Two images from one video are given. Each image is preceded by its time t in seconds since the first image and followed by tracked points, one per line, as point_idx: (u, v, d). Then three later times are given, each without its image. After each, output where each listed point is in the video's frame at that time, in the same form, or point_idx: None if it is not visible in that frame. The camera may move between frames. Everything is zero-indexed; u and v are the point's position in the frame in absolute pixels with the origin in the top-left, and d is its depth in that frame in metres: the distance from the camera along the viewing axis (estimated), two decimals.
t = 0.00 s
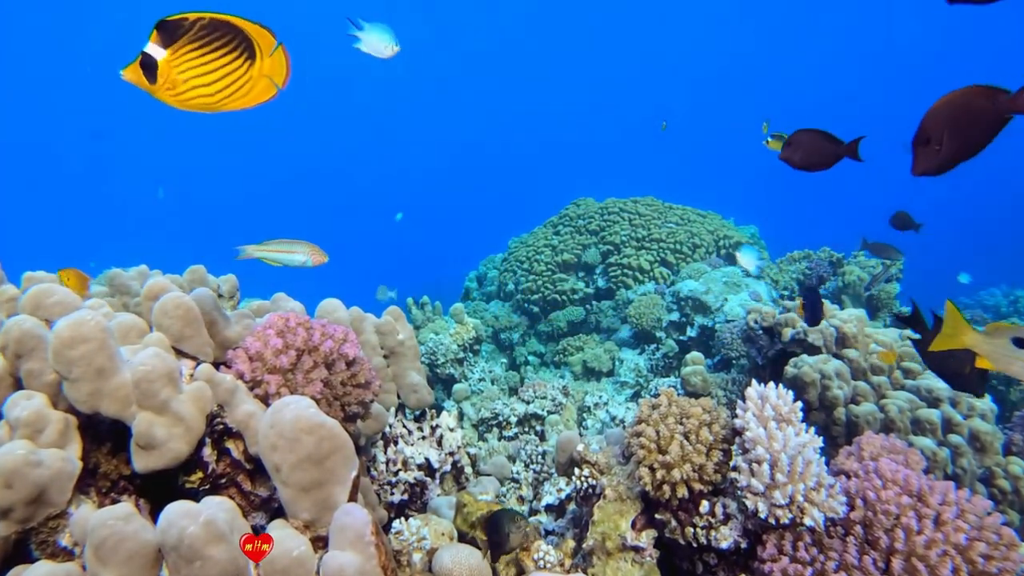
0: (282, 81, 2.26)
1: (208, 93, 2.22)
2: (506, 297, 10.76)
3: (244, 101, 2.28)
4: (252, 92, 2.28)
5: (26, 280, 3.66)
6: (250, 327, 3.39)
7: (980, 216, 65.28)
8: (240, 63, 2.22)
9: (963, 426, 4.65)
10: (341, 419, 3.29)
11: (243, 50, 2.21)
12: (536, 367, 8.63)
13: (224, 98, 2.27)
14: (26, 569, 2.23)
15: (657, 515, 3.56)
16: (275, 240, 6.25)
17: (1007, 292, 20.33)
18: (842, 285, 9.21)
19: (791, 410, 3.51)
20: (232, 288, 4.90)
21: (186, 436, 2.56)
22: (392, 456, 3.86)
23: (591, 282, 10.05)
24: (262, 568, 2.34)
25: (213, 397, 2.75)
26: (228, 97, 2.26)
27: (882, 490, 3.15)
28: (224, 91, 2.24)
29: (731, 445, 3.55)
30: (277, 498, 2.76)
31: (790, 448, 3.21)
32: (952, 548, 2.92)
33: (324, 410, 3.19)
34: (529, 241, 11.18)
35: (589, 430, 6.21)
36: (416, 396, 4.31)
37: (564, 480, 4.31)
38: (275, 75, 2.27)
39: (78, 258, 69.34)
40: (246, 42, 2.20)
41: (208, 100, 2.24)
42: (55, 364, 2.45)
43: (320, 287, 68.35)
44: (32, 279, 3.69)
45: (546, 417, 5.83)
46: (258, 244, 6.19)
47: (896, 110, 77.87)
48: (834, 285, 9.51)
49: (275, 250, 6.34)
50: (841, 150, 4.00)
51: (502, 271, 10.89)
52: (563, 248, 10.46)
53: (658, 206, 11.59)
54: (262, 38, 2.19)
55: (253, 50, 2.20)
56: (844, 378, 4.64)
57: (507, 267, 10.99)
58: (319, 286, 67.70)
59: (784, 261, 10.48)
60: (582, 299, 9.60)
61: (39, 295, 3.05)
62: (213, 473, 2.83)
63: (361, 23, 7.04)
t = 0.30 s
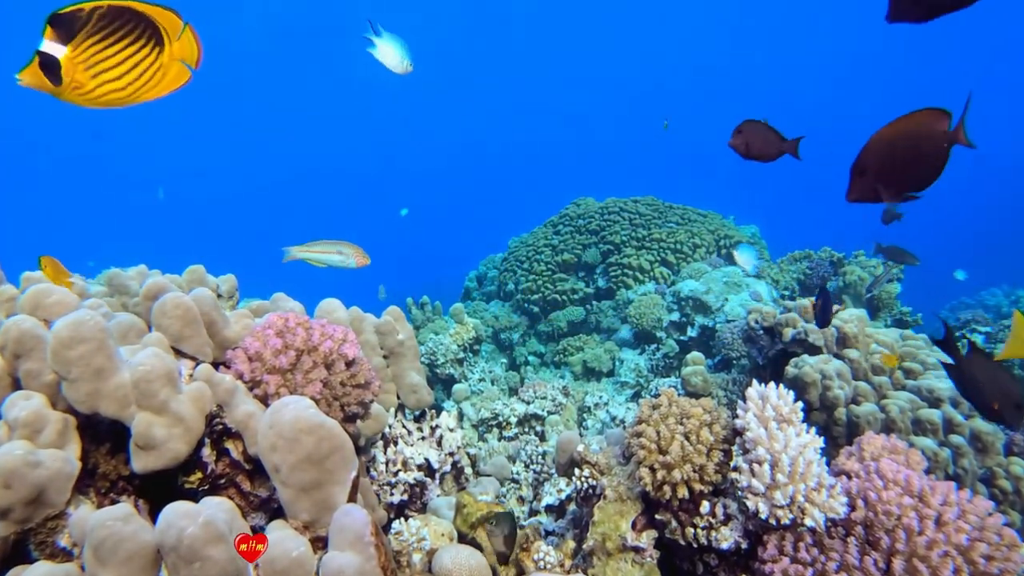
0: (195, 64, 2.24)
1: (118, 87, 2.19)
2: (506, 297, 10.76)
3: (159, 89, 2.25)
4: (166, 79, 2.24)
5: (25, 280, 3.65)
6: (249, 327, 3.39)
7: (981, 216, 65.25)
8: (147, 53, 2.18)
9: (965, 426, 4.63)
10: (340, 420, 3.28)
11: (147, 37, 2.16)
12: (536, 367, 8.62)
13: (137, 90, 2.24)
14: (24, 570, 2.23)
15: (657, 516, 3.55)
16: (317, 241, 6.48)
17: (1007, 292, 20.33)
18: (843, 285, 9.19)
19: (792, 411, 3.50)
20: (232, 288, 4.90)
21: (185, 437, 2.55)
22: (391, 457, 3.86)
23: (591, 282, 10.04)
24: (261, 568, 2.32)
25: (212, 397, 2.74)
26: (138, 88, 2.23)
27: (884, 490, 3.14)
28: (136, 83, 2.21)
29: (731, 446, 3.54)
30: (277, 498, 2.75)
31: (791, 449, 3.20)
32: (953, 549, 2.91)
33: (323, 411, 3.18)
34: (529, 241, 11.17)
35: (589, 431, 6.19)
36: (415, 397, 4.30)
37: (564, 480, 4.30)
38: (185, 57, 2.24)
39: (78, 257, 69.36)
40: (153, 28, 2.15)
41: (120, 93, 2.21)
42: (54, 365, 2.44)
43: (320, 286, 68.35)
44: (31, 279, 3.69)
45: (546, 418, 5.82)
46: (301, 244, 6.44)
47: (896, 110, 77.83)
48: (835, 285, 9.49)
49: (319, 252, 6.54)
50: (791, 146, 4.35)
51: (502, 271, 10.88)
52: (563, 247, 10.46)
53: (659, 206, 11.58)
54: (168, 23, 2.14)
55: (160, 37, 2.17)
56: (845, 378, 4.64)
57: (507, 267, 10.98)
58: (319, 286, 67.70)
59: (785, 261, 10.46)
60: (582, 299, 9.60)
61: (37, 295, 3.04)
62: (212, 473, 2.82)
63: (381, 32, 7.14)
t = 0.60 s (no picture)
0: (106, 68, 1.77)
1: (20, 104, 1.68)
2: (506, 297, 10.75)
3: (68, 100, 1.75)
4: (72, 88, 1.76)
5: (24, 280, 3.65)
6: (249, 327, 3.38)
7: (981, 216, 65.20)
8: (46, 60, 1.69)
9: (966, 427, 4.63)
10: (340, 419, 3.27)
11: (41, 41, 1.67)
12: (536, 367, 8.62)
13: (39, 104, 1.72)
14: (23, 571, 2.22)
15: (657, 516, 3.54)
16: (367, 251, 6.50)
17: (1009, 292, 20.31)
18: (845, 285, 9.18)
19: (792, 411, 3.48)
20: (231, 288, 4.89)
21: (184, 437, 2.54)
22: (391, 457, 3.85)
23: (592, 282, 10.03)
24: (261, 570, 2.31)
25: (211, 398, 2.73)
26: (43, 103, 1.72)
27: (885, 491, 3.13)
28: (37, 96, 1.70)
29: (732, 446, 3.52)
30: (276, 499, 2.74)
31: (792, 449, 3.18)
32: (954, 549, 2.88)
33: (323, 411, 3.17)
34: (529, 241, 11.17)
35: (589, 431, 6.17)
36: (415, 397, 4.29)
37: (564, 481, 4.28)
38: (91, 61, 1.76)
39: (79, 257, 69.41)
40: (45, 30, 1.67)
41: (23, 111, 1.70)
42: (53, 365, 2.44)
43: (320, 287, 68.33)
44: (30, 279, 3.68)
45: (546, 418, 5.82)
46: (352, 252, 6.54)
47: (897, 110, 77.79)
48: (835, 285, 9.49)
49: (365, 262, 6.59)
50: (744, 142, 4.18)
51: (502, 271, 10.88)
52: (564, 247, 10.45)
53: (659, 206, 11.57)
54: (61, 20, 1.66)
55: (55, 39, 1.68)
56: (846, 379, 4.63)
57: (507, 267, 10.97)
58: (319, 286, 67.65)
59: (786, 261, 10.46)
60: (582, 299, 9.59)
61: (36, 295, 3.04)
62: (212, 473, 2.82)
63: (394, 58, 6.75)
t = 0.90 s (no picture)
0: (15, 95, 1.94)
1: None
2: (506, 297, 10.73)
3: None
4: None
5: (22, 280, 3.64)
6: (249, 327, 3.38)
7: (983, 216, 65.10)
8: None
9: (966, 427, 4.62)
10: (339, 420, 3.27)
11: None
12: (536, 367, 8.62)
13: None
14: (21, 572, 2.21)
15: (657, 517, 3.53)
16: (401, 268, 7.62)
17: (1010, 292, 20.29)
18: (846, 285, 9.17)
19: (793, 411, 3.47)
20: (230, 288, 4.89)
21: (184, 437, 2.53)
22: (391, 457, 3.84)
23: (592, 282, 10.02)
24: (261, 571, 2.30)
25: (210, 398, 2.72)
26: None
27: (885, 491, 3.12)
28: None
29: (733, 446, 3.51)
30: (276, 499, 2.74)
31: (793, 449, 3.18)
32: (955, 550, 2.89)
33: (323, 411, 3.17)
34: (529, 241, 11.16)
35: (589, 431, 6.17)
36: (414, 397, 4.29)
37: (564, 481, 4.28)
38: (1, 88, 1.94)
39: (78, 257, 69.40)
40: None
41: None
42: (52, 365, 2.43)
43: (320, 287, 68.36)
44: (28, 280, 3.67)
45: (546, 418, 5.82)
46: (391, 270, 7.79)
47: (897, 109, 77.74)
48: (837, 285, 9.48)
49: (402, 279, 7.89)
50: (703, 124, 3.51)
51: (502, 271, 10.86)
52: (564, 247, 10.44)
53: (660, 205, 11.56)
54: None
55: None
56: (847, 379, 4.62)
57: (507, 266, 10.96)
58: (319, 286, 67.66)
59: (787, 261, 10.44)
60: (583, 299, 9.58)
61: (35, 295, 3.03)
62: (211, 473, 2.81)
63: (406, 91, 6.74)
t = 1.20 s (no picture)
0: None
1: None
2: (506, 297, 10.72)
3: None
4: None
5: (20, 280, 3.63)
6: (248, 327, 3.37)
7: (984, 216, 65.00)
8: None
9: (967, 428, 4.61)
10: (339, 420, 3.26)
11: None
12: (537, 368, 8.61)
13: None
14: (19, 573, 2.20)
15: (658, 517, 3.53)
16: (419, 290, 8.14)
17: (1012, 292, 20.25)
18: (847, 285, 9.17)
19: (794, 412, 3.46)
20: (229, 288, 4.88)
21: (183, 438, 2.52)
22: (391, 458, 3.84)
23: (592, 281, 10.00)
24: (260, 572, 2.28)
25: (209, 398, 2.71)
26: None
27: (886, 492, 3.11)
28: None
29: (734, 446, 3.50)
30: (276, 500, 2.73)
31: (793, 450, 3.17)
32: (956, 551, 2.88)
33: (322, 411, 3.16)
34: (529, 241, 11.15)
35: (589, 432, 6.17)
36: (414, 398, 4.28)
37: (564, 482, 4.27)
38: None
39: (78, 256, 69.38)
40: None
41: None
42: (50, 365, 2.41)
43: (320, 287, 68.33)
44: (27, 279, 3.66)
45: (546, 419, 5.81)
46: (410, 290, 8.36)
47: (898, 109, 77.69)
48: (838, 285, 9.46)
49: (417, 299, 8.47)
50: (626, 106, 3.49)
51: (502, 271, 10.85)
52: (564, 247, 10.42)
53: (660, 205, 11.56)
54: None
55: None
56: (848, 379, 4.61)
57: (507, 266, 10.95)
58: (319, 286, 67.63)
59: (787, 261, 10.43)
60: (583, 299, 9.54)
61: (33, 295, 3.02)
62: (210, 474, 2.80)
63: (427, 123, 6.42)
